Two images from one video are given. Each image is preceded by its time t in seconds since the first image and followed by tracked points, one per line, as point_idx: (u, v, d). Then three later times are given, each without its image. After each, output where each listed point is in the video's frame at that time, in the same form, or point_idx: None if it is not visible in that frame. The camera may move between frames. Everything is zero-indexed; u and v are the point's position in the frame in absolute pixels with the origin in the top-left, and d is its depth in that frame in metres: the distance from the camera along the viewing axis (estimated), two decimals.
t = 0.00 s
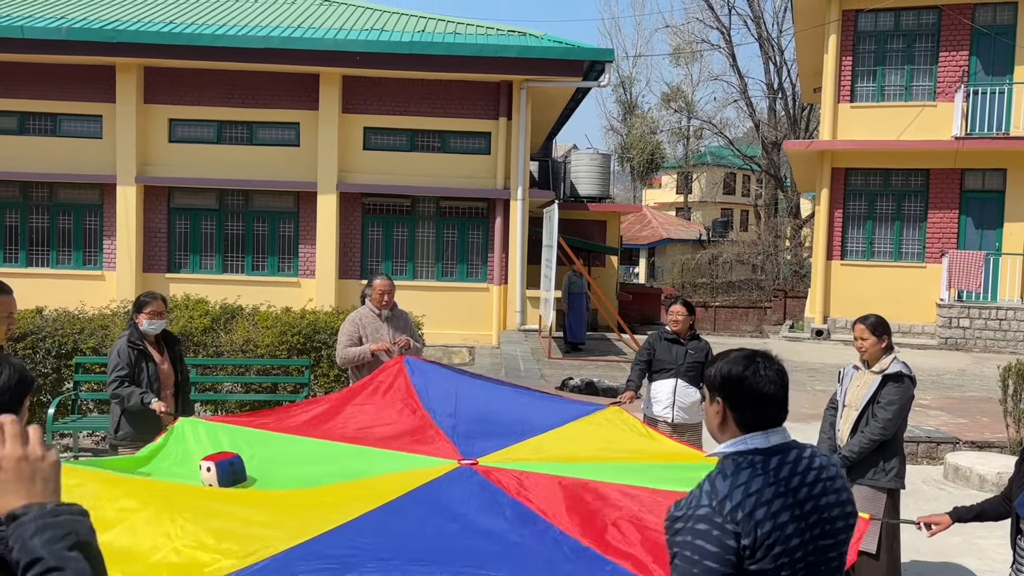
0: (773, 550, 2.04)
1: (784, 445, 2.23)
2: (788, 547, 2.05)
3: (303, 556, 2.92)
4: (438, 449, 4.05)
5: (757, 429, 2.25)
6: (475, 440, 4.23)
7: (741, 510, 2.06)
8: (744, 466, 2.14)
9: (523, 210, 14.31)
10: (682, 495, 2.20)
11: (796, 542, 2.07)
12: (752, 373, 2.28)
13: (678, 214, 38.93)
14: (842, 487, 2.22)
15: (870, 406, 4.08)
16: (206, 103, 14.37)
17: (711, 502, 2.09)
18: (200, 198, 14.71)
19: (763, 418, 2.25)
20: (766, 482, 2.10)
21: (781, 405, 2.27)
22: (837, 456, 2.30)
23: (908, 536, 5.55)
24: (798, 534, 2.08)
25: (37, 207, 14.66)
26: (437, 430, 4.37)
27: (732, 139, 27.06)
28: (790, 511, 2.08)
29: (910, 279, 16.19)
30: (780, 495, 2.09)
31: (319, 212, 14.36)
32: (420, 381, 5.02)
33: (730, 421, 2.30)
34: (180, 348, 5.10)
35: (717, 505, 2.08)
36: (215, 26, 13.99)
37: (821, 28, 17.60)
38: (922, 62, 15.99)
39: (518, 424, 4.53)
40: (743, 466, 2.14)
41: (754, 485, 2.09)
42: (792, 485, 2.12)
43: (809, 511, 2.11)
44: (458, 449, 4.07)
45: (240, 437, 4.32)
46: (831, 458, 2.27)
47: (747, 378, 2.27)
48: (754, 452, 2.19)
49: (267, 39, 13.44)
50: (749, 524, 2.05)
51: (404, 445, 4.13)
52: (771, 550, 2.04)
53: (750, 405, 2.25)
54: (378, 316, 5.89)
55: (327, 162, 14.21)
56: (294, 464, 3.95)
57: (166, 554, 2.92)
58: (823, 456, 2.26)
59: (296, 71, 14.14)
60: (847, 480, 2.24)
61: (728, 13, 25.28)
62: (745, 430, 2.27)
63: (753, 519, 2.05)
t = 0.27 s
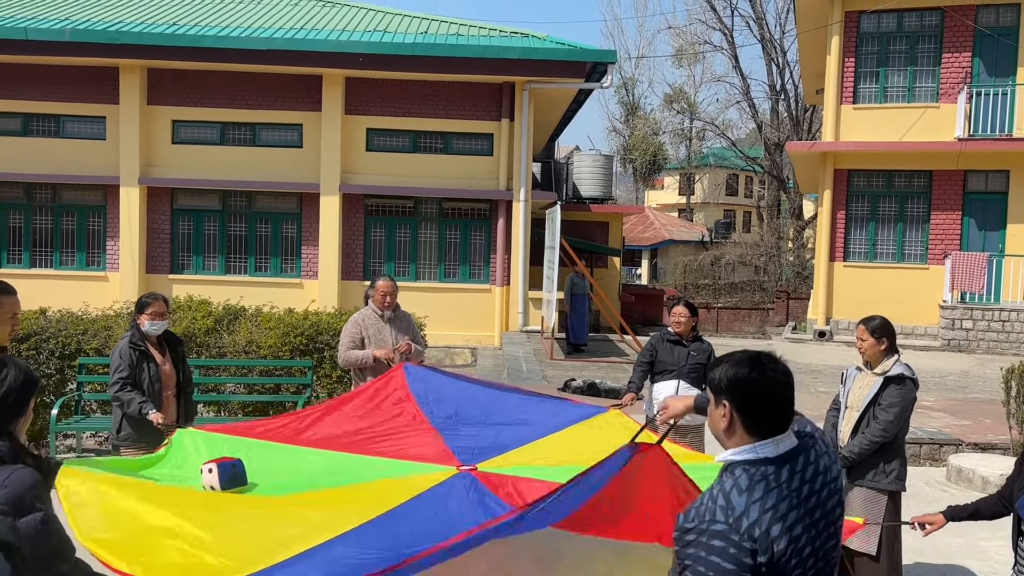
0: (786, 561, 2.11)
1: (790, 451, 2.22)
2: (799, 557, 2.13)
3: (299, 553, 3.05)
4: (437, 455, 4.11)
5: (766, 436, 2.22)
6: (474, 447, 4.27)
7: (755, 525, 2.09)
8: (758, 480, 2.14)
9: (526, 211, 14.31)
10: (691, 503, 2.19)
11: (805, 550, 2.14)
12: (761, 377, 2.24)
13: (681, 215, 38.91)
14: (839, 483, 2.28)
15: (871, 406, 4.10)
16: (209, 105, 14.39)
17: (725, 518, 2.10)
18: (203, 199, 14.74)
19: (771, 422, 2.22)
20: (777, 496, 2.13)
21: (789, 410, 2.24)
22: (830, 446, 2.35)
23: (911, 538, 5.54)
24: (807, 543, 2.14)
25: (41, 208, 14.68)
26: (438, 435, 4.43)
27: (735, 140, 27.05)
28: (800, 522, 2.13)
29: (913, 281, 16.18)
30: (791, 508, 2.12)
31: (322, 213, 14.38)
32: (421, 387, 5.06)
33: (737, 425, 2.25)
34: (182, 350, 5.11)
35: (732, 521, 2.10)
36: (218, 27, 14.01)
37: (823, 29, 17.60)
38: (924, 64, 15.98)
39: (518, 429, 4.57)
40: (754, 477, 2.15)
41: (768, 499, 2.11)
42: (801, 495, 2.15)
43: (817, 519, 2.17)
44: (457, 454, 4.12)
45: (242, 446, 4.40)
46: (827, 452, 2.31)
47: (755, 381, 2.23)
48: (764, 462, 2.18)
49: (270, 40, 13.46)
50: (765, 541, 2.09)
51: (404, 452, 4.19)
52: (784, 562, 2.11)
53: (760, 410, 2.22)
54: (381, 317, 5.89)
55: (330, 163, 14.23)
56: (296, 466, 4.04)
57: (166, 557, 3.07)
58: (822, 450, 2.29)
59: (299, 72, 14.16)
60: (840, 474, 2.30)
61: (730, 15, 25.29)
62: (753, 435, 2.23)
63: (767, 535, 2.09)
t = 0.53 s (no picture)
0: (794, 559, 2.13)
1: (784, 448, 2.23)
2: (805, 554, 2.16)
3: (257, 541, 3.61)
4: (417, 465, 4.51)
5: (760, 436, 2.21)
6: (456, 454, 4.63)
7: (763, 527, 2.09)
8: (760, 482, 2.14)
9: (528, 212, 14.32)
10: (692, 511, 2.18)
11: (809, 546, 2.17)
12: (752, 379, 2.22)
13: (683, 217, 38.91)
14: (828, 471, 2.32)
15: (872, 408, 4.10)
16: (213, 106, 14.41)
17: (733, 523, 2.10)
18: (206, 200, 14.76)
19: (764, 424, 2.21)
20: (780, 495, 2.14)
21: (781, 410, 2.22)
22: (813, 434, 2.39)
23: (914, 540, 5.54)
24: (810, 539, 2.18)
25: (44, 209, 14.71)
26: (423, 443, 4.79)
27: (737, 142, 27.04)
28: (802, 517, 2.15)
29: (915, 282, 16.16)
30: (793, 505, 2.14)
31: (324, 214, 14.39)
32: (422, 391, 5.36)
33: (730, 428, 2.24)
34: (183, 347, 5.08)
35: (740, 526, 2.09)
36: (221, 29, 14.03)
37: (826, 31, 17.60)
38: (927, 65, 15.97)
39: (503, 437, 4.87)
40: (755, 479, 2.14)
41: (772, 500, 2.12)
42: (801, 491, 2.17)
43: (815, 513, 2.21)
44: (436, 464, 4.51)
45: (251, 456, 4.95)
46: (813, 442, 2.34)
47: (746, 384, 2.21)
48: (763, 463, 2.18)
49: (273, 42, 13.48)
50: (774, 543, 2.09)
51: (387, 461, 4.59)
52: (792, 561, 2.13)
53: (752, 415, 2.20)
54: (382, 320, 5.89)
55: (333, 164, 14.25)
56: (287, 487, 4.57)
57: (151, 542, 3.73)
58: (808, 441, 2.32)
59: (302, 73, 14.18)
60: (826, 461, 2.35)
61: (732, 16, 25.30)
62: (748, 437, 2.21)
63: (776, 537, 2.10)
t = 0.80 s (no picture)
0: (780, 546, 2.13)
1: (764, 441, 2.26)
2: (790, 541, 2.16)
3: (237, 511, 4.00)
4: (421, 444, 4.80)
5: (742, 432, 2.25)
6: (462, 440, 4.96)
7: (745, 514, 2.10)
8: (739, 471, 2.15)
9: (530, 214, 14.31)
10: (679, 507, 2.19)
11: (794, 534, 2.17)
12: (733, 379, 2.26)
13: (685, 218, 38.91)
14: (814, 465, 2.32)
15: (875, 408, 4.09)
16: (215, 108, 14.44)
17: (717, 511, 2.11)
18: (208, 202, 14.77)
19: (744, 423, 2.25)
20: (762, 483, 2.15)
21: (762, 409, 2.26)
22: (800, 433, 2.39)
23: (915, 540, 5.55)
24: (796, 528, 2.18)
25: (46, 211, 14.74)
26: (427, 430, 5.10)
27: (739, 143, 27.04)
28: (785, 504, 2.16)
29: (917, 283, 16.15)
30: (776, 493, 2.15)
31: (326, 216, 14.40)
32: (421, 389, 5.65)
33: (713, 426, 2.29)
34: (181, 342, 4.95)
35: (723, 514, 2.10)
36: (223, 31, 14.05)
37: (827, 32, 17.60)
38: (929, 66, 15.97)
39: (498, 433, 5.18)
40: (736, 469, 2.16)
41: (753, 488, 2.13)
42: (782, 479, 2.18)
43: (802, 503, 2.21)
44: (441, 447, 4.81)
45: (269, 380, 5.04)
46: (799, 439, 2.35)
47: (727, 383, 2.25)
48: (743, 454, 2.20)
49: (275, 44, 13.49)
50: (759, 528, 2.10)
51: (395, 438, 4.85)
52: (778, 548, 2.13)
53: (732, 412, 2.24)
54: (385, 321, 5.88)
55: (335, 166, 14.27)
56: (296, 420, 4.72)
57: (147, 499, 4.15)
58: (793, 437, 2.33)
59: (304, 75, 14.20)
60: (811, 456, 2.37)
61: (734, 17, 25.32)
62: (731, 434, 2.26)
63: (760, 524, 2.11)
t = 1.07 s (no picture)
0: (766, 540, 2.10)
1: (763, 441, 2.26)
2: (779, 538, 2.11)
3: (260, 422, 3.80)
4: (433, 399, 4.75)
5: (740, 429, 2.26)
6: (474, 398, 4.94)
7: (731, 503, 2.10)
8: (731, 463, 2.16)
9: (532, 215, 14.31)
10: (671, 500, 2.22)
11: (785, 531, 2.12)
12: (732, 377, 2.28)
13: (686, 219, 38.89)
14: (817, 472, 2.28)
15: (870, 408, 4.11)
16: (216, 110, 14.45)
17: (702, 499, 2.12)
18: (209, 203, 14.78)
19: (740, 422, 2.26)
20: (753, 476, 2.15)
21: (759, 409, 2.27)
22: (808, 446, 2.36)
23: (916, 541, 5.55)
24: (787, 525, 2.13)
25: (48, 212, 14.76)
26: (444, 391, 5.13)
27: (740, 144, 27.04)
28: (775, 501, 2.13)
29: (918, 284, 16.14)
30: (768, 488, 2.14)
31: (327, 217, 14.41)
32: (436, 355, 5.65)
33: (710, 424, 2.30)
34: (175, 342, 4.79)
35: (709, 501, 2.11)
36: (225, 32, 14.06)
37: (828, 33, 17.60)
38: (930, 67, 15.97)
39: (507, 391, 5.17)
40: (727, 462, 2.17)
41: (742, 479, 2.13)
42: (776, 476, 2.16)
43: (796, 503, 2.17)
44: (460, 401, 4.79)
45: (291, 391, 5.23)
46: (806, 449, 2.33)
47: (725, 381, 2.27)
48: (737, 448, 2.21)
49: (276, 45, 13.50)
50: (743, 518, 2.09)
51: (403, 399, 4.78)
52: (764, 543, 2.10)
53: (729, 410, 2.26)
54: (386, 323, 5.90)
55: (336, 167, 14.27)
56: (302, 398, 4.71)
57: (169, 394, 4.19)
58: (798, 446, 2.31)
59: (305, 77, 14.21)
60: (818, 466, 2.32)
61: (735, 18, 25.30)
62: (728, 431, 2.27)
63: (745, 513, 2.09)
